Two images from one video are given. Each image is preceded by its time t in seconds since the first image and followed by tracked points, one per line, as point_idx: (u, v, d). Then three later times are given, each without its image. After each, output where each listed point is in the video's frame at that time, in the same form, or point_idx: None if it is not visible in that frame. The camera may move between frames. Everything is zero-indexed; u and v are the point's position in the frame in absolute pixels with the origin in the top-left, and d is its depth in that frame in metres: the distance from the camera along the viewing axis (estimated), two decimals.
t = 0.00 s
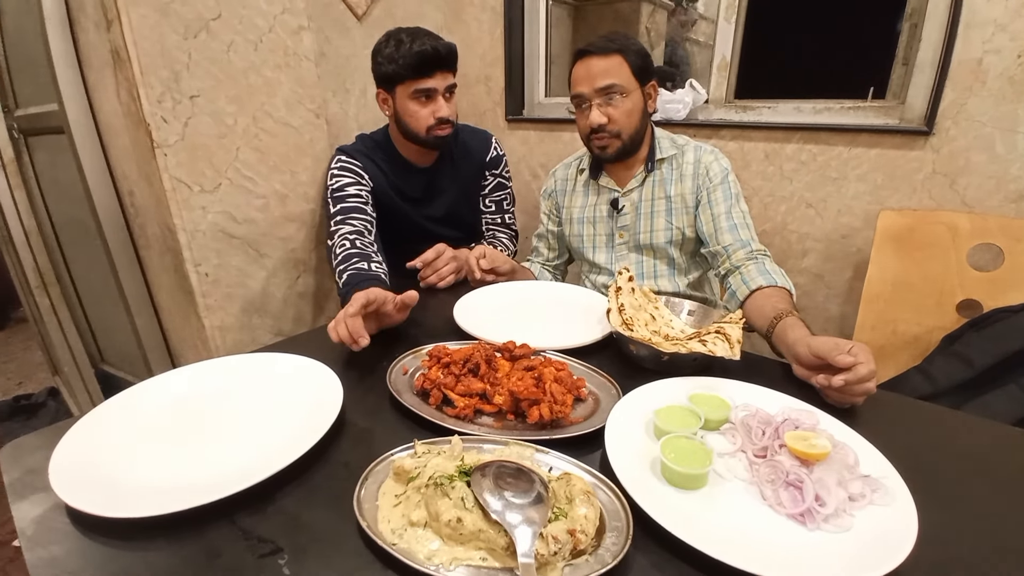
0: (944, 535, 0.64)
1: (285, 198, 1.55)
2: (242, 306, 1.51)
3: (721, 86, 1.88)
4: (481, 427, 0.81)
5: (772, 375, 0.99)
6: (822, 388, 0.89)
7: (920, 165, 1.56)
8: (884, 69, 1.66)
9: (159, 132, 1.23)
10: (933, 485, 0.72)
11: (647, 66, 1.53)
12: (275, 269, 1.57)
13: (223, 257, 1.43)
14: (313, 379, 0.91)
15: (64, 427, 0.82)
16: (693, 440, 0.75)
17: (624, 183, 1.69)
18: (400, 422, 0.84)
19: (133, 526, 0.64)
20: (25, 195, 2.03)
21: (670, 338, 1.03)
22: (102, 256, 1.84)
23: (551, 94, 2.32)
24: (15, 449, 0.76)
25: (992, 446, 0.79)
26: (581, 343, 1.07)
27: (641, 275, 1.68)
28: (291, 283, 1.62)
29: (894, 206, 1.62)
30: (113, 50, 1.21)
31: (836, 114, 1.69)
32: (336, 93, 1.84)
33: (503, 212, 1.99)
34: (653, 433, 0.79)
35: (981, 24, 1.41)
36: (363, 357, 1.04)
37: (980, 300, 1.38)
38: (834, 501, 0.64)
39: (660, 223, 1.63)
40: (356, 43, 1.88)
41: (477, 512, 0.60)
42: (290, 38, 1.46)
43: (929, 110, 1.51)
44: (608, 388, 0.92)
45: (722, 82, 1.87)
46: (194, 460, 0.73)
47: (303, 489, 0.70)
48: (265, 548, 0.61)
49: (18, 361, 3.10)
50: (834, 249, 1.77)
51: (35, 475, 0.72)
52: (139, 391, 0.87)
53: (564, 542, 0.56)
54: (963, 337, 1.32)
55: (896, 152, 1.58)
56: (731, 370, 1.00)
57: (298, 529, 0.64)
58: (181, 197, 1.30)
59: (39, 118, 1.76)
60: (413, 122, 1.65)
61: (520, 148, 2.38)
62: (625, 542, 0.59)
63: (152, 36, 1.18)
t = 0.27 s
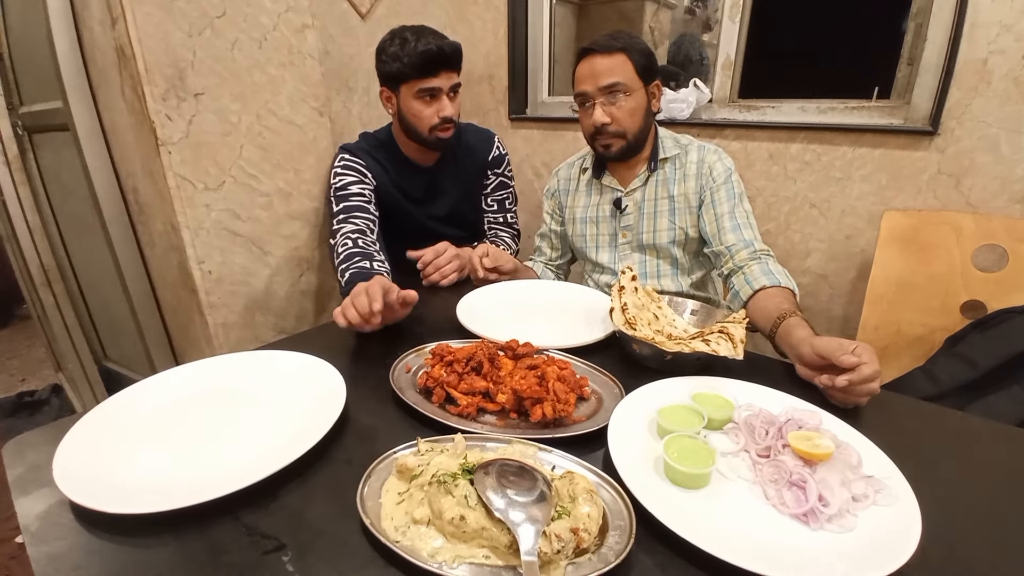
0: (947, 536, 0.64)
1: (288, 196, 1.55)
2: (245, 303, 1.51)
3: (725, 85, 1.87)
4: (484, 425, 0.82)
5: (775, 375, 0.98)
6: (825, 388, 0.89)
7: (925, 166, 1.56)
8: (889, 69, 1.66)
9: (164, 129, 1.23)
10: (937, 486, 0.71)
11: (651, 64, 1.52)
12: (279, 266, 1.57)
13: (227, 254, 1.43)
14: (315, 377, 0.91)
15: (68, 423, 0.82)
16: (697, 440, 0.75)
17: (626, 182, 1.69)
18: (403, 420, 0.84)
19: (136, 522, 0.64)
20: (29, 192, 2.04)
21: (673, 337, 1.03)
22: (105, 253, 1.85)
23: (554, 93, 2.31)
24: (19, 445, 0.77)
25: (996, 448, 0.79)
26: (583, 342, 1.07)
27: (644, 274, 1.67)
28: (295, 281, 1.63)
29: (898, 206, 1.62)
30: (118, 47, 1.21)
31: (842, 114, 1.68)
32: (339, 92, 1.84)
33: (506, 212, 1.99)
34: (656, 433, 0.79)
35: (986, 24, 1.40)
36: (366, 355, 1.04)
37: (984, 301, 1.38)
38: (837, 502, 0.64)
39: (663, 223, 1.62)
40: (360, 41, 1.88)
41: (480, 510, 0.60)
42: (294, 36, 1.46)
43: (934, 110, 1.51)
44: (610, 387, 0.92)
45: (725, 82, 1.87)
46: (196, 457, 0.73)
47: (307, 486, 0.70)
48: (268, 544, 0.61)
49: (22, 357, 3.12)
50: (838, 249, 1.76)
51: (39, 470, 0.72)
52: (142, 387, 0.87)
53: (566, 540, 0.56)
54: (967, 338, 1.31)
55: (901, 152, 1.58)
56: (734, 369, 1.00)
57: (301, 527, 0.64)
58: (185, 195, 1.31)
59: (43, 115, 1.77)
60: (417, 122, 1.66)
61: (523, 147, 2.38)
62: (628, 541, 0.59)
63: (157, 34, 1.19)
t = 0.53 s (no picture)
0: (950, 531, 0.63)
1: (288, 196, 1.55)
2: (246, 303, 1.51)
3: (725, 82, 1.86)
4: (485, 423, 0.82)
5: (777, 371, 0.98)
6: (827, 384, 0.88)
7: (926, 161, 1.55)
8: (890, 64, 1.65)
9: (163, 130, 1.23)
10: (940, 482, 0.71)
11: (652, 61, 1.52)
12: (279, 265, 1.57)
13: (227, 254, 1.43)
14: (316, 376, 0.91)
15: (69, 424, 0.82)
16: (698, 436, 0.75)
17: (627, 179, 1.68)
18: (404, 419, 0.84)
19: (137, 521, 0.65)
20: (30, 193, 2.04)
21: (674, 334, 1.03)
22: (106, 254, 1.85)
23: (554, 91, 2.31)
24: (20, 446, 0.77)
25: (999, 443, 0.79)
26: (584, 339, 1.07)
27: (645, 272, 1.67)
28: (295, 280, 1.63)
29: (900, 202, 1.61)
30: (116, 48, 1.21)
31: (842, 110, 1.67)
32: (338, 91, 1.84)
33: (506, 209, 1.99)
34: (657, 429, 0.79)
35: (988, 18, 1.40)
36: (367, 354, 1.04)
37: (987, 296, 1.37)
38: (839, 497, 0.64)
39: (664, 220, 1.62)
40: (359, 40, 1.88)
41: (482, 508, 0.60)
42: (293, 36, 1.46)
43: (936, 105, 1.50)
44: (611, 385, 0.92)
45: (725, 79, 1.86)
46: (197, 457, 0.74)
47: (308, 485, 0.70)
48: (270, 543, 0.61)
49: (24, 359, 3.12)
50: (839, 245, 1.76)
51: (41, 471, 0.72)
52: (144, 387, 0.87)
53: (568, 537, 0.56)
54: (969, 333, 1.31)
55: (902, 148, 1.57)
56: (735, 366, 1.00)
57: (303, 525, 0.64)
58: (185, 195, 1.31)
59: (43, 116, 1.77)
60: (415, 118, 1.65)
61: (523, 145, 2.37)
62: (630, 538, 0.59)
63: (156, 34, 1.18)
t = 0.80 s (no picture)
0: (955, 531, 0.63)
1: (290, 192, 1.55)
2: (248, 299, 1.51)
3: (728, 80, 1.85)
4: (488, 420, 0.81)
5: (780, 370, 0.98)
6: (831, 383, 0.88)
7: (930, 159, 1.55)
8: (895, 61, 1.64)
9: (165, 125, 1.23)
10: (945, 481, 0.71)
11: (658, 58, 1.52)
12: (281, 262, 1.56)
13: (229, 250, 1.43)
14: (319, 373, 0.91)
15: (71, 420, 0.82)
16: (702, 434, 0.75)
17: (630, 177, 1.67)
18: (407, 416, 0.83)
19: (139, 516, 0.64)
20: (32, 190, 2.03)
21: (678, 332, 1.03)
22: (108, 250, 1.85)
23: (556, 88, 2.30)
24: (23, 442, 0.77)
25: (1003, 442, 0.78)
26: (587, 337, 1.07)
27: (648, 270, 1.67)
28: (297, 277, 1.63)
29: (903, 200, 1.61)
30: (118, 43, 1.21)
31: (845, 107, 1.66)
32: (340, 87, 1.83)
33: (508, 206, 1.99)
34: (661, 427, 0.79)
35: (993, 16, 1.39)
36: (369, 350, 1.04)
37: (991, 295, 1.36)
38: (845, 496, 0.64)
39: (667, 218, 1.62)
40: (361, 36, 1.87)
41: (485, 505, 0.60)
42: (295, 31, 1.45)
43: (941, 102, 1.49)
44: (614, 382, 0.91)
45: (728, 77, 1.85)
46: (199, 452, 0.73)
47: (311, 481, 0.70)
48: (273, 539, 0.61)
49: (26, 355, 3.12)
50: (842, 244, 1.75)
51: (43, 466, 0.72)
52: (147, 383, 0.87)
53: (572, 535, 0.56)
54: (973, 333, 1.31)
55: (906, 146, 1.57)
56: (739, 364, 0.99)
57: (306, 522, 0.64)
58: (187, 191, 1.30)
59: (44, 112, 1.76)
60: (416, 114, 1.64)
61: (525, 142, 2.37)
62: (634, 536, 0.58)
63: (157, 29, 1.18)
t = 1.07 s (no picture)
0: (950, 539, 0.64)
1: (290, 200, 1.55)
2: (246, 306, 1.51)
3: (725, 91, 1.88)
4: (486, 428, 0.82)
5: (777, 379, 0.99)
6: (826, 392, 0.89)
7: (924, 170, 1.56)
8: (890, 74, 1.66)
9: (167, 133, 1.24)
10: (940, 491, 0.71)
11: (659, 67, 1.54)
12: (279, 269, 1.57)
13: (228, 258, 1.43)
14: (317, 381, 0.91)
15: (68, 427, 0.82)
16: (698, 443, 0.75)
17: (628, 184, 1.69)
18: (405, 424, 0.84)
19: (136, 525, 0.64)
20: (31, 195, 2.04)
21: (675, 341, 1.03)
22: (107, 256, 1.85)
23: (556, 97, 2.32)
24: (20, 449, 0.77)
25: (998, 451, 0.79)
26: (584, 345, 1.07)
27: (645, 278, 1.68)
28: (295, 284, 1.63)
29: (898, 210, 1.62)
30: (122, 51, 1.21)
31: (842, 119, 1.68)
32: (341, 95, 1.85)
33: (508, 212, 2.00)
34: (658, 436, 0.80)
35: (986, 29, 1.41)
36: (368, 358, 1.05)
37: (984, 304, 1.38)
38: (840, 505, 0.64)
39: (664, 227, 1.63)
40: (362, 45, 1.89)
41: (483, 514, 0.60)
42: (298, 41, 1.47)
43: (934, 114, 1.51)
44: (612, 391, 0.92)
45: (726, 88, 1.88)
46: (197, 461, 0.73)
47: (310, 489, 0.70)
48: (271, 548, 0.61)
49: (21, 360, 3.11)
50: (838, 253, 1.77)
51: (40, 474, 0.72)
52: (145, 391, 0.87)
53: (569, 544, 0.56)
54: (967, 342, 1.32)
55: (901, 157, 1.58)
56: (735, 373, 1.00)
57: (304, 530, 0.64)
58: (188, 198, 1.31)
59: (45, 118, 1.77)
60: (416, 122, 1.65)
61: (524, 151, 2.38)
62: (631, 545, 0.59)
63: (161, 37, 1.19)
